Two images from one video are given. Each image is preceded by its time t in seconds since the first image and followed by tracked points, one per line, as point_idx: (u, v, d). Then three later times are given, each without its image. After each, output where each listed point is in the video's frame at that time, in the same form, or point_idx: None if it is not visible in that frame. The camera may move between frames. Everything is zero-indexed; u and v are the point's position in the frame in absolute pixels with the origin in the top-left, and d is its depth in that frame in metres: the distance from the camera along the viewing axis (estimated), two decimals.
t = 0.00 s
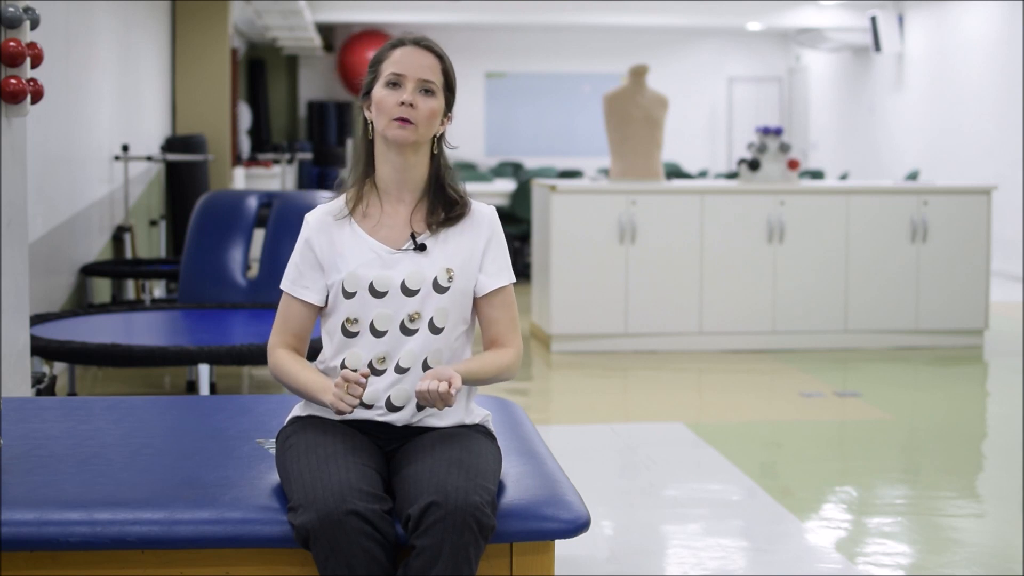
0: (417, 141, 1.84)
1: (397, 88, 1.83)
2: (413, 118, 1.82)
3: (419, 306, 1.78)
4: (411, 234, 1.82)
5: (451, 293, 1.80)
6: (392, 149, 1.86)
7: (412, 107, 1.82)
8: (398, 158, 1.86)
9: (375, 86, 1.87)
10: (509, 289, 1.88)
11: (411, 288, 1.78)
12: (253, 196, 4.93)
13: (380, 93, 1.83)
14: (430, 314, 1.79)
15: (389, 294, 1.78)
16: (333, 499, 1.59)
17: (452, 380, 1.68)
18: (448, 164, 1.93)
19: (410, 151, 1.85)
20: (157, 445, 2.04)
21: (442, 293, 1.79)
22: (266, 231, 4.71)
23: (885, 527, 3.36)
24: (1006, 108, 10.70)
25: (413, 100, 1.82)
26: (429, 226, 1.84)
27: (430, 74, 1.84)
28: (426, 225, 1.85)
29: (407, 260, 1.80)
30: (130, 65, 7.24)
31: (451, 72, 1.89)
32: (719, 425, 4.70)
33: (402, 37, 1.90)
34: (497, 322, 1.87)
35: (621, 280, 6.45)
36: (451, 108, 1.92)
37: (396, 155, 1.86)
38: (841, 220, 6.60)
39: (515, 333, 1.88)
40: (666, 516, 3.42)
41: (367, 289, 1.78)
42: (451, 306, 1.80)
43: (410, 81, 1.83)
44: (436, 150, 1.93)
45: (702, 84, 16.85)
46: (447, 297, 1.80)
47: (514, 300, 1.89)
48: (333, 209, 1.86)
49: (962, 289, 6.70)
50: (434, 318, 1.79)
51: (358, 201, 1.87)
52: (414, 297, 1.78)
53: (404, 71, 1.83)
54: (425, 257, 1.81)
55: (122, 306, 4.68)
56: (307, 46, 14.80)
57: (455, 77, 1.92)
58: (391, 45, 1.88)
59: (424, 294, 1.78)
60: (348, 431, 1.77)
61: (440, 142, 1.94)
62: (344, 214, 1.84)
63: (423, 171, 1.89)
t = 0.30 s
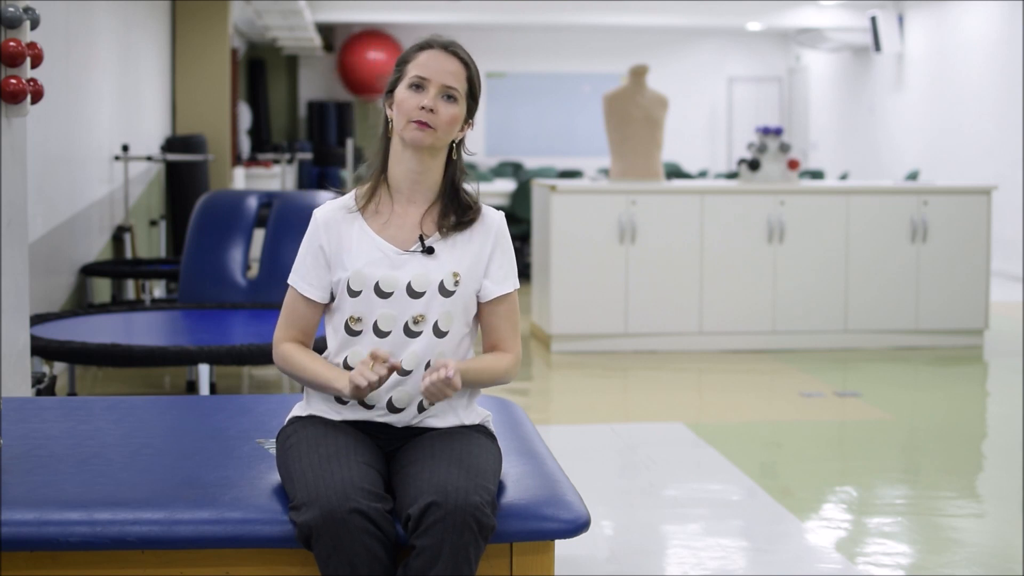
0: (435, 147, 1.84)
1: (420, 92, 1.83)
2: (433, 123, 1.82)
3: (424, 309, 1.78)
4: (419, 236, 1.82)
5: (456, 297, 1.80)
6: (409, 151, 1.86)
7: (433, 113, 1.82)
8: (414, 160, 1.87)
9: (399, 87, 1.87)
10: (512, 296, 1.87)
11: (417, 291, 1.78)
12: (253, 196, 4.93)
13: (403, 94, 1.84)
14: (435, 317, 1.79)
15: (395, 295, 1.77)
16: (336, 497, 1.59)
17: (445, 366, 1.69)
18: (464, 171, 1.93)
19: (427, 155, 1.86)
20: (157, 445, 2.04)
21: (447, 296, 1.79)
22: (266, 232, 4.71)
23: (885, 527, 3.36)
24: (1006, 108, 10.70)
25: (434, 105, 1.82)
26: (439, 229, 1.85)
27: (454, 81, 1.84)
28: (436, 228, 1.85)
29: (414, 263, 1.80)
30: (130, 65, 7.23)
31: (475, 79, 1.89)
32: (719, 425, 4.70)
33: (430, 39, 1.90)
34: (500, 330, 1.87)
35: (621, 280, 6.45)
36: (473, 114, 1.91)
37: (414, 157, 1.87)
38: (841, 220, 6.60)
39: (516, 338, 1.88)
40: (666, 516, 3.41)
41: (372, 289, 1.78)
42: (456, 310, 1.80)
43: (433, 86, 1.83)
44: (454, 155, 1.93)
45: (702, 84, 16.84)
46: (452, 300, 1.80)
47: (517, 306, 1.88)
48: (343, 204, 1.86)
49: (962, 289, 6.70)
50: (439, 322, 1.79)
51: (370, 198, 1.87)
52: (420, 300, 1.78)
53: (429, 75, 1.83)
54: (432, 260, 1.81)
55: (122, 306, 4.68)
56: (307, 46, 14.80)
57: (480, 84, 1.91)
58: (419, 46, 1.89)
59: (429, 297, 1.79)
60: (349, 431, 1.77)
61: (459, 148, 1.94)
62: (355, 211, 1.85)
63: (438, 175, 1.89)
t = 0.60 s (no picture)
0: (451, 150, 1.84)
1: (435, 97, 1.83)
2: (448, 127, 1.82)
3: (431, 308, 1.80)
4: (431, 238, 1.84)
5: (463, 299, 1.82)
6: (426, 154, 1.86)
7: (447, 117, 1.82)
8: (430, 163, 1.87)
9: (415, 90, 1.86)
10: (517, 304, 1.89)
11: (426, 290, 1.79)
12: (253, 196, 4.93)
13: (417, 99, 1.83)
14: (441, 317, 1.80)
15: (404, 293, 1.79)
16: (338, 496, 1.59)
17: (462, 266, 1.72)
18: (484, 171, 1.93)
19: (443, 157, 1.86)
20: (157, 445, 2.04)
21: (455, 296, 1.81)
22: (266, 232, 4.72)
23: (885, 527, 3.36)
24: (1006, 108, 10.70)
25: (448, 109, 1.81)
26: (455, 230, 1.87)
27: (468, 83, 1.83)
28: (452, 228, 1.87)
29: (424, 263, 1.82)
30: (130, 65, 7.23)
31: (491, 80, 1.87)
32: (719, 425, 4.70)
33: (446, 39, 1.88)
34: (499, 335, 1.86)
35: (621, 280, 6.45)
36: (491, 113, 1.90)
37: (430, 159, 1.87)
38: (841, 220, 6.60)
39: (509, 343, 1.88)
40: (666, 516, 3.41)
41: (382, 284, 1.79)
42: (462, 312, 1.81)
43: (447, 90, 1.82)
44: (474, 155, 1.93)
45: (702, 84, 16.84)
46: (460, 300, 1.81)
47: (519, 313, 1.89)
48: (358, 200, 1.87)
49: (962, 289, 6.70)
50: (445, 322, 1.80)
51: (385, 197, 1.88)
52: (428, 299, 1.79)
53: (443, 79, 1.82)
54: (443, 261, 1.83)
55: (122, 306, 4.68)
56: (307, 46, 14.80)
57: (498, 82, 1.90)
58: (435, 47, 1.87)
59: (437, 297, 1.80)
60: (349, 430, 1.77)
61: (479, 146, 1.94)
62: (370, 208, 1.86)
63: (455, 175, 1.89)
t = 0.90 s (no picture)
0: (463, 148, 1.84)
1: (441, 97, 1.84)
2: (457, 125, 1.82)
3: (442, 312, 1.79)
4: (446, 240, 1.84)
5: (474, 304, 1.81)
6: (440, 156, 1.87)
7: (455, 115, 1.82)
8: (445, 165, 1.87)
9: (422, 95, 1.88)
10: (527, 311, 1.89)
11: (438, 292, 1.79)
12: (253, 196, 4.94)
13: (425, 102, 1.84)
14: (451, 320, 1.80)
15: (416, 295, 1.78)
16: (341, 495, 1.59)
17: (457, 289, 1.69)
18: (501, 169, 1.94)
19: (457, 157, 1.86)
20: (157, 445, 2.04)
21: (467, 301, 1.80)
22: (266, 232, 4.72)
23: (885, 527, 3.36)
24: (1006, 108, 10.70)
25: (455, 107, 1.82)
26: (477, 230, 1.86)
27: (473, 80, 1.84)
28: (474, 229, 1.87)
29: (436, 265, 1.81)
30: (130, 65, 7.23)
31: (497, 74, 1.88)
32: (719, 425, 4.70)
33: (448, 42, 1.90)
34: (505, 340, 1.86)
35: (621, 280, 6.45)
36: (502, 108, 1.90)
37: (444, 161, 1.87)
38: (841, 220, 6.60)
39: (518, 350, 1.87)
40: (666, 516, 3.41)
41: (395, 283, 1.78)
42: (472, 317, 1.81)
43: (453, 89, 1.83)
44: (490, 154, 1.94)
45: (702, 84, 16.85)
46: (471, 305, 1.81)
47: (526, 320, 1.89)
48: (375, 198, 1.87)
49: (962, 289, 6.70)
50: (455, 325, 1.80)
51: (402, 201, 1.88)
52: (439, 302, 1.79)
53: (448, 79, 1.83)
54: (458, 264, 1.83)
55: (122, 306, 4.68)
56: (307, 46, 14.80)
57: (505, 77, 1.90)
58: (437, 51, 1.89)
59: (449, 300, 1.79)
60: (352, 430, 1.77)
61: (495, 144, 1.94)
62: (387, 212, 1.85)
63: (472, 174, 1.89)
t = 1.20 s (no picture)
0: (455, 144, 1.84)
1: (431, 94, 1.84)
2: (447, 120, 1.82)
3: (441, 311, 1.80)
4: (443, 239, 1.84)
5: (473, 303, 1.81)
6: (433, 154, 1.87)
7: (445, 110, 1.82)
8: (439, 163, 1.88)
9: (413, 94, 1.88)
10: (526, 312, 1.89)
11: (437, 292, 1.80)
12: (253, 196, 4.94)
13: (416, 100, 1.85)
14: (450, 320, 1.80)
15: (414, 295, 1.79)
16: (341, 495, 1.59)
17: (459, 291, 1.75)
18: (497, 167, 1.94)
19: (450, 155, 1.86)
20: (157, 445, 2.04)
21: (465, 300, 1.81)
22: (266, 232, 4.72)
23: (885, 527, 3.36)
24: (1006, 108, 10.70)
25: (445, 102, 1.82)
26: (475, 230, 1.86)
27: (462, 75, 1.84)
28: (470, 229, 1.87)
29: (434, 265, 1.82)
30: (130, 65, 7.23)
31: (488, 69, 1.88)
32: (719, 425, 4.70)
33: (437, 40, 1.90)
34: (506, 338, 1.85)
35: (621, 280, 6.45)
36: (494, 104, 1.90)
37: (438, 158, 1.87)
38: (841, 220, 6.60)
39: (519, 351, 1.87)
40: (666, 516, 3.42)
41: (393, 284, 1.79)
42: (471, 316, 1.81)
43: (442, 85, 1.83)
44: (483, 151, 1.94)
45: (702, 84, 16.85)
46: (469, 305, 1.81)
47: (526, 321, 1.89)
48: (371, 199, 1.88)
49: (962, 289, 6.69)
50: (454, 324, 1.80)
51: (399, 202, 1.88)
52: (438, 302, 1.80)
53: (437, 76, 1.84)
54: (456, 264, 1.83)
55: (122, 306, 4.68)
56: (307, 46, 14.80)
57: (496, 72, 1.90)
58: (427, 50, 1.89)
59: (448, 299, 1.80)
60: (352, 430, 1.77)
61: (488, 141, 1.94)
62: (383, 215, 1.86)
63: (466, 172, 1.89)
